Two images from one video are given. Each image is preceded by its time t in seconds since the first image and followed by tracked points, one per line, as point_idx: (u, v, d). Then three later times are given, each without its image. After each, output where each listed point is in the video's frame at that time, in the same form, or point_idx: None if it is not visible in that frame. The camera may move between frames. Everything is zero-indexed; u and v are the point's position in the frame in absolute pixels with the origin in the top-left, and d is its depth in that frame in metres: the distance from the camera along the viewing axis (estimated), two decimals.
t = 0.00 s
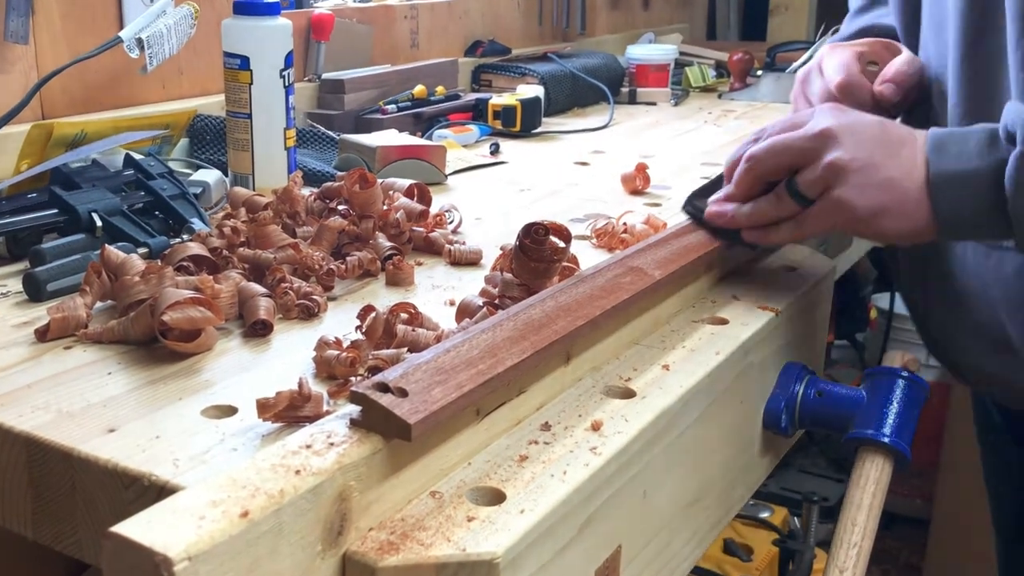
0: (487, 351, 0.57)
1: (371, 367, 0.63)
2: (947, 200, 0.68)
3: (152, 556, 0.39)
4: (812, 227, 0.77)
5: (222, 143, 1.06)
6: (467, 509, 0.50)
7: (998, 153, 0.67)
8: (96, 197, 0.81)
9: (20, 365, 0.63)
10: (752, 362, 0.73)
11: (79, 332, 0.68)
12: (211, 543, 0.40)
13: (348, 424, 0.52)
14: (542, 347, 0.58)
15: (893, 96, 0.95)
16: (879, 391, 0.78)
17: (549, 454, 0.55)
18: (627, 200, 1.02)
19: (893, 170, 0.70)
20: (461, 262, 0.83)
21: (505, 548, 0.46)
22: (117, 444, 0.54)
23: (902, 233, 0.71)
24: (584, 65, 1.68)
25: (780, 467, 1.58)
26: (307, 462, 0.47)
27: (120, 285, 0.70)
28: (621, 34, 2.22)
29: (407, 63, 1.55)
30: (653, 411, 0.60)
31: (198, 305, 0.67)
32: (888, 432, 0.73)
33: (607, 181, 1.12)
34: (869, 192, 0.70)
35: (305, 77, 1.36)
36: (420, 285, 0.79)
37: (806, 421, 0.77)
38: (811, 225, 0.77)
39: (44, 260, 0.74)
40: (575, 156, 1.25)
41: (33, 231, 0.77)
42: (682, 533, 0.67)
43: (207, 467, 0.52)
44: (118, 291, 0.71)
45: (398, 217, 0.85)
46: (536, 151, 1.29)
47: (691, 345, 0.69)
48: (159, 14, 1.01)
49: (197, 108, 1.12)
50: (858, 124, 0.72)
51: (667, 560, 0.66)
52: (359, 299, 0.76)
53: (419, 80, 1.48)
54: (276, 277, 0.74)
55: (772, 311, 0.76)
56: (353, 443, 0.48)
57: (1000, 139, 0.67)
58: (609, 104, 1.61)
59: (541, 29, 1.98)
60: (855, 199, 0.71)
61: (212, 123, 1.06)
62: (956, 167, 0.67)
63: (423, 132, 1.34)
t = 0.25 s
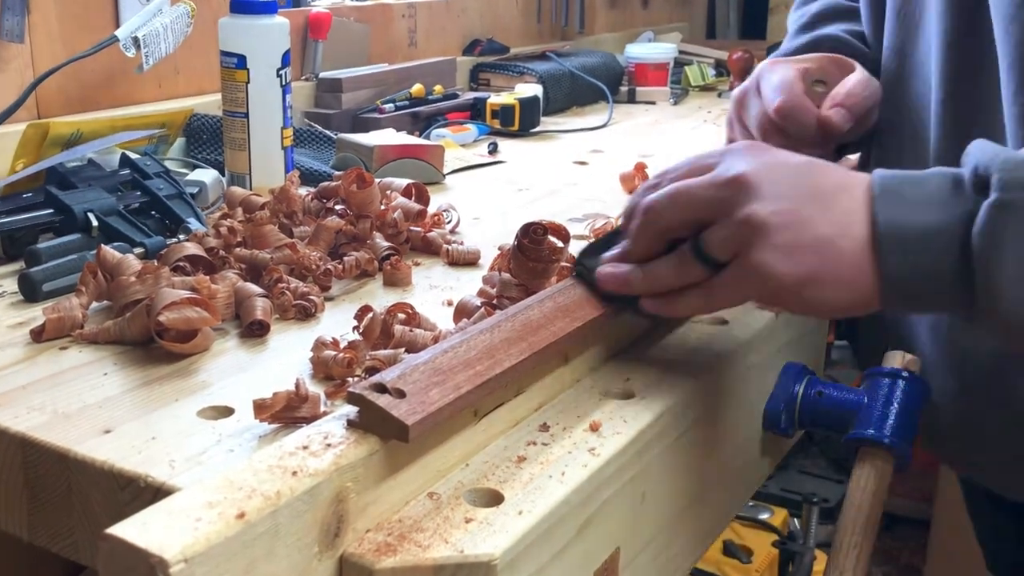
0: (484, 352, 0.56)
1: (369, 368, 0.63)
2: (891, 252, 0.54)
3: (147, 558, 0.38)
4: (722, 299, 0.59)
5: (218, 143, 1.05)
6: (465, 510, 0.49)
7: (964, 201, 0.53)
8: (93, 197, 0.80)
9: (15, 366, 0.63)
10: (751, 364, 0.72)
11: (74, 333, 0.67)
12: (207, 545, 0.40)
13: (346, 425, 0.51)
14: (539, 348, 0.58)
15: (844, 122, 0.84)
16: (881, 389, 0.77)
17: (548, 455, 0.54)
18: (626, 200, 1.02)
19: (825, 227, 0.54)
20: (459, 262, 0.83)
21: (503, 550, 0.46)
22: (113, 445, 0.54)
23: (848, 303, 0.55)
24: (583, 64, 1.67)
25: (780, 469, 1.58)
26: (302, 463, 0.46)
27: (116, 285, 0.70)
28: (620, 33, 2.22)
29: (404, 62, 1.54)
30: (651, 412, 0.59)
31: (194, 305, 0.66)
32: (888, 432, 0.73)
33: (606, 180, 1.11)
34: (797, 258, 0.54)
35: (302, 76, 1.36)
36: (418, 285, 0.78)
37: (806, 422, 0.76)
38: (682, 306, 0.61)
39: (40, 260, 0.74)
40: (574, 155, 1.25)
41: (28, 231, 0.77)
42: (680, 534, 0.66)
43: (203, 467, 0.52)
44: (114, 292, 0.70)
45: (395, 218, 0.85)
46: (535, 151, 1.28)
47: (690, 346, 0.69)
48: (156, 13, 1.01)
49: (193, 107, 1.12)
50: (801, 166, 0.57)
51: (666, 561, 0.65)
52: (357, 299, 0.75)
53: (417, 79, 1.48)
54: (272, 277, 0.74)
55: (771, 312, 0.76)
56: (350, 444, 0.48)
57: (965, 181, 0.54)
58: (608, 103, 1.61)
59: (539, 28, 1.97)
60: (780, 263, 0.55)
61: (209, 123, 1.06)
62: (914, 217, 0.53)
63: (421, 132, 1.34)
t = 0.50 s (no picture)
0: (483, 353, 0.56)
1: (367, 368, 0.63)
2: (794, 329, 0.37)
3: (144, 560, 0.38)
4: (570, 395, 0.42)
5: (215, 142, 1.05)
6: (464, 512, 0.49)
7: (883, 259, 0.38)
8: (89, 197, 0.80)
9: (11, 366, 0.62)
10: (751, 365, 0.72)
11: (71, 333, 0.67)
12: (204, 547, 0.39)
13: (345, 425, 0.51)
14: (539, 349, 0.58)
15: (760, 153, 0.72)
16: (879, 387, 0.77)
17: (547, 456, 0.54)
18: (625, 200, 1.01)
19: (694, 300, 0.38)
20: (457, 262, 0.82)
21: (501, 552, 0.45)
22: (109, 447, 0.53)
23: (729, 409, 0.38)
24: (582, 63, 1.67)
25: (780, 470, 1.58)
26: (300, 464, 0.46)
27: (113, 286, 0.70)
28: (619, 32, 2.21)
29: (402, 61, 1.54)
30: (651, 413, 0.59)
31: (191, 306, 0.66)
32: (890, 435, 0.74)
33: (604, 181, 1.11)
34: (654, 348, 0.38)
35: (300, 76, 1.35)
36: (416, 286, 0.78)
37: (807, 424, 0.77)
38: (529, 399, 0.44)
39: (36, 260, 0.74)
40: (572, 155, 1.25)
41: (24, 231, 0.77)
42: (680, 536, 0.66)
43: (200, 469, 0.51)
44: (111, 292, 0.70)
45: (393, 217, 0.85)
46: (534, 150, 1.28)
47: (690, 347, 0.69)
48: (153, 12, 1.00)
49: (190, 107, 1.11)
50: (646, 219, 0.41)
51: (665, 563, 0.65)
52: (355, 299, 0.75)
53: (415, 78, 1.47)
54: (270, 278, 0.74)
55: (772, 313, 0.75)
56: (348, 445, 0.47)
57: (887, 233, 0.38)
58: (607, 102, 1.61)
59: (538, 28, 1.97)
60: (648, 355, 0.38)
61: (206, 122, 1.06)
62: (822, 284, 0.38)
63: (419, 131, 1.33)
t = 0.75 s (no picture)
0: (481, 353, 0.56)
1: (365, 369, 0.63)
2: (802, 476, 0.19)
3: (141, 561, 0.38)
4: None
5: (212, 141, 1.05)
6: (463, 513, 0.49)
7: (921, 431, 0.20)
8: (85, 196, 0.80)
9: (7, 367, 0.62)
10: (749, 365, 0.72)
11: (67, 334, 0.67)
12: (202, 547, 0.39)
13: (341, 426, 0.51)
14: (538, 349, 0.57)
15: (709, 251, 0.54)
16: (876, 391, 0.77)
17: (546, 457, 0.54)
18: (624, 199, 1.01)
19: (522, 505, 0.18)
20: (455, 262, 0.82)
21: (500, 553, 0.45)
22: (106, 448, 0.53)
23: None
24: (581, 62, 1.67)
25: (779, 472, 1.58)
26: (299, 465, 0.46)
27: (109, 286, 0.69)
28: (618, 31, 2.21)
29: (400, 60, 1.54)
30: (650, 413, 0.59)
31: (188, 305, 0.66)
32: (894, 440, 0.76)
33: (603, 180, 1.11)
34: None
35: (297, 74, 1.35)
36: (414, 285, 0.78)
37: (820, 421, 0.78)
38: None
39: (32, 260, 0.73)
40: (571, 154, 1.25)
41: (20, 231, 0.76)
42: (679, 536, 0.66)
43: (198, 470, 0.51)
44: (107, 292, 0.70)
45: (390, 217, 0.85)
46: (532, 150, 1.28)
47: (689, 347, 0.68)
48: (148, 10, 1.00)
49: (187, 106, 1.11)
50: (599, 387, 0.21)
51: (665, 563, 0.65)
52: (353, 299, 0.75)
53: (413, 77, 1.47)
54: (267, 278, 0.73)
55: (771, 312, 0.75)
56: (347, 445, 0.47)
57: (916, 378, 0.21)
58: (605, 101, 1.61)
59: (536, 27, 1.97)
60: (412, 497, 0.17)
61: (203, 121, 1.05)
62: (769, 416, 0.20)
63: (416, 130, 1.33)
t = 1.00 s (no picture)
0: (479, 353, 0.55)
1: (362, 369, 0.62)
2: None
3: (137, 562, 0.37)
4: None
5: (209, 141, 1.05)
6: (460, 514, 0.48)
7: None
8: (82, 196, 0.79)
9: (2, 367, 0.62)
10: (749, 365, 0.72)
11: (63, 334, 0.66)
12: (197, 549, 0.39)
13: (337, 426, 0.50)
14: (537, 348, 0.57)
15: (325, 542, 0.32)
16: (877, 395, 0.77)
17: (545, 457, 0.53)
18: (623, 199, 1.01)
19: None
20: (454, 261, 0.82)
21: (498, 554, 0.45)
22: (101, 448, 0.52)
23: None
24: (580, 61, 1.66)
25: (780, 473, 1.59)
26: (295, 466, 0.45)
27: (105, 286, 0.69)
28: (617, 29, 2.21)
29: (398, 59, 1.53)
30: (649, 413, 0.59)
31: (184, 305, 0.65)
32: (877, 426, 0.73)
33: (602, 179, 1.11)
34: None
35: (294, 72, 1.35)
36: (412, 286, 0.77)
37: (805, 424, 0.77)
38: None
39: (28, 260, 0.73)
40: (571, 154, 1.24)
41: (16, 230, 0.76)
42: (678, 537, 0.65)
43: (194, 471, 0.51)
44: (103, 293, 0.69)
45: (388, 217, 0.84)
46: (531, 149, 1.27)
47: (688, 347, 0.68)
48: (145, 9, 1.00)
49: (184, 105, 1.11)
50: None
51: (664, 564, 0.64)
52: (350, 299, 0.75)
53: (411, 76, 1.47)
54: (264, 277, 0.73)
55: (771, 312, 0.75)
56: (344, 445, 0.47)
57: None
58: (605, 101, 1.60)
59: (535, 25, 1.96)
60: None
61: (200, 120, 1.05)
62: None
63: (415, 130, 1.33)
